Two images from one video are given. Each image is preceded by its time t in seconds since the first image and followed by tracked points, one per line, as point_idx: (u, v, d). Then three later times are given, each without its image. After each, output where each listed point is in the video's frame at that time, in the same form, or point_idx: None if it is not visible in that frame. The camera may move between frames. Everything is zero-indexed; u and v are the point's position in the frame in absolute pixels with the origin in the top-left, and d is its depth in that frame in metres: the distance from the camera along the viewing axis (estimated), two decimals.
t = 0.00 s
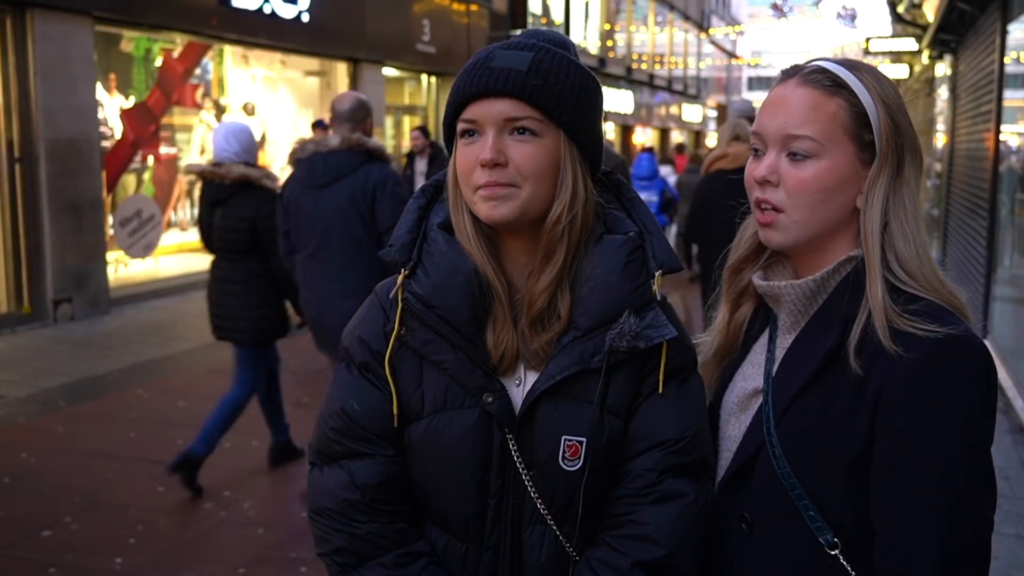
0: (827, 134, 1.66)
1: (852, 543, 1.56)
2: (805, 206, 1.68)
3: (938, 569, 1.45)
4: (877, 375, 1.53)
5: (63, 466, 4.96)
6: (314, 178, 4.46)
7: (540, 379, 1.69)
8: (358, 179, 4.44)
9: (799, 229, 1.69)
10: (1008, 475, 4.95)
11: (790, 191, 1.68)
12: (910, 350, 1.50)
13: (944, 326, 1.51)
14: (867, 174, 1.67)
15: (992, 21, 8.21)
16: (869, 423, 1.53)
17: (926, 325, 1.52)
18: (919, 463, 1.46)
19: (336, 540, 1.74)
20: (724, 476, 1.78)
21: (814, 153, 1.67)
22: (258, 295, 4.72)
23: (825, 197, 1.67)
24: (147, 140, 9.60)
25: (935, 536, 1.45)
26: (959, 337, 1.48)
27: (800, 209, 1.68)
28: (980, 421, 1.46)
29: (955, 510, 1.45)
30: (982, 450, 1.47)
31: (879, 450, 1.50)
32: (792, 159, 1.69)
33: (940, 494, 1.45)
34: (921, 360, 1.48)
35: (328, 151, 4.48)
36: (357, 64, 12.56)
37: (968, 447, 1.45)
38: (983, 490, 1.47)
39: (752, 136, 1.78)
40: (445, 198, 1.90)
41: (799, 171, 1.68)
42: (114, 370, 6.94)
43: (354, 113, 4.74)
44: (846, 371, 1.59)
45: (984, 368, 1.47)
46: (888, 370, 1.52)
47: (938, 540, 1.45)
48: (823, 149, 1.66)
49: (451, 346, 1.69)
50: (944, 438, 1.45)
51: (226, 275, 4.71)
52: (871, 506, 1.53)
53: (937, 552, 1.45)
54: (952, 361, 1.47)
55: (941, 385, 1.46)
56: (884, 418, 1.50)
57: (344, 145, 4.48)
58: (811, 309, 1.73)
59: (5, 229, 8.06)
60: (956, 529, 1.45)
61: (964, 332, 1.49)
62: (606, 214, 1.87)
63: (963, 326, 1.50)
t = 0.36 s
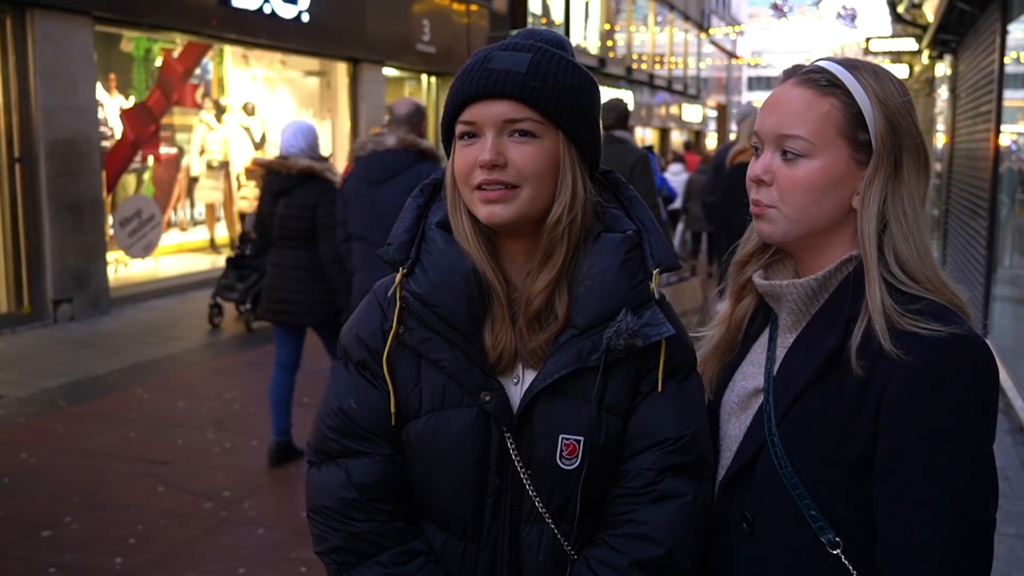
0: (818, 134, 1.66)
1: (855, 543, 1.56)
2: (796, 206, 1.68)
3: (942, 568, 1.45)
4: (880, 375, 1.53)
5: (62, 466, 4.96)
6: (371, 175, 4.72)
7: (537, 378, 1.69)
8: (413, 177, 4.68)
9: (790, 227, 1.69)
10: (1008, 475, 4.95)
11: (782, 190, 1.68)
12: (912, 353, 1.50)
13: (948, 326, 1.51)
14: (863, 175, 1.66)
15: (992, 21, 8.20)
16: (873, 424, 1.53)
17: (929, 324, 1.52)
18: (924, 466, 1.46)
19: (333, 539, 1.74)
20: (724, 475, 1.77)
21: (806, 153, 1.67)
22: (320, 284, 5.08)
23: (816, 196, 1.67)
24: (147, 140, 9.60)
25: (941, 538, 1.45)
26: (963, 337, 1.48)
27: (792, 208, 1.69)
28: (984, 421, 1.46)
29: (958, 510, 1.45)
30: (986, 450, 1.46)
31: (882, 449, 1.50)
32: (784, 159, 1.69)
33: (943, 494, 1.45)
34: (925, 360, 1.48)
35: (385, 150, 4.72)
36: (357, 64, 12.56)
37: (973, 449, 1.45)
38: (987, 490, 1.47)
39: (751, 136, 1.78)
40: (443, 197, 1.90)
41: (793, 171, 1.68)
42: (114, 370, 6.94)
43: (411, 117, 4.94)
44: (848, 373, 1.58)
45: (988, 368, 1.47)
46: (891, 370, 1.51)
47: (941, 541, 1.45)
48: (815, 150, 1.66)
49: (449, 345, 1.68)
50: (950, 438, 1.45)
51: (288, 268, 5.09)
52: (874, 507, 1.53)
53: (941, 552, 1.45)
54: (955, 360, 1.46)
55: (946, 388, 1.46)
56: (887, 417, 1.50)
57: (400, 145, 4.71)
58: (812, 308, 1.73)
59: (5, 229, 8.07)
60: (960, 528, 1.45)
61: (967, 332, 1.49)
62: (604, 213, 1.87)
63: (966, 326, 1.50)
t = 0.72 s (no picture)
0: (816, 135, 1.66)
1: (856, 544, 1.56)
2: (793, 207, 1.68)
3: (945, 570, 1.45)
4: (882, 377, 1.53)
5: (63, 466, 4.95)
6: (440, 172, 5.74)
7: (536, 377, 1.69)
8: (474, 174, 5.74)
9: (787, 229, 1.69)
10: (1008, 475, 4.95)
11: (779, 191, 1.69)
12: (912, 357, 1.50)
13: (951, 327, 1.50)
14: (861, 177, 1.66)
15: (992, 21, 8.20)
16: (875, 426, 1.53)
17: (931, 326, 1.51)
18: (926, 469, 1.46)
19: (332, 539, 1.73)
20: (723, 476, 1.77)
21: (803, 154, 1.67)
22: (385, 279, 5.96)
23: (813, 197, 1.67)
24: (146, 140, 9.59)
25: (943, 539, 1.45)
26: (964, 338, 1.48)
27: (790, 210, 1.69)
28: (987, 422, 1.45)
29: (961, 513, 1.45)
30: (988, 451, 1.46)
31: (884, 451, 1.50)
32: (781, 160, 1.69)
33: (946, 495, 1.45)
34: (928, 362, 1.47)
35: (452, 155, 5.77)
36: (357, 64, 12.56)
37: (976, 449, 1.45)
38: (989, 490, 1.47)
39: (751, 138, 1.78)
40: (441, 197, 1.90)
41: (790, 172, 1.68)
42: (114, 370, 6.94)
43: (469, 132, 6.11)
44: (849, 376, 1.58)
45: (990, 370, 1.47)
46: (893, 372, 1.51)
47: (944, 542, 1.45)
48: (812, 151, 1.66)
49: (448, 344, 1.68)
50: (953, 442, 1.45)
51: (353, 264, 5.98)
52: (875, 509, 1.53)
53: (944, 555, 1.45)
54: (957, 362, 1.46)
55: (948, 391, 1.46)
56: (890, 419, 1.49)
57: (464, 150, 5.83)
58: (813, 310, 1.73)
59: (5, 229, 8.07)
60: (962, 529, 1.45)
61: (969, 333, 1.49)
62: (602, 212, 1.86)
63: (968, 328, 1.50)
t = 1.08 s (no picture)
0: (815, 136, 1.66)
1: (856, 546, 1.56)
2: (792, 207, 1.68)
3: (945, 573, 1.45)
4: (883, 380, 1.52)
5: (63, 466, 4.95)
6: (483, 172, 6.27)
7: (536, 378, 1.69)
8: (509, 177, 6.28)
9: (786, 230, 1.69)
10: (1008, 475, 4.95)
11: (779, 192, 1.68)
12: (913, 359, 1.49)
13: (951, 329, 1.50)
14: (861, 177, 1.66)
15: (993, 21, 8.20)
16: (876, 428, 1.53)
17: (932, 328, 1.51)
18: (926, 472, 1.46)
19: (332, 540, 1.73)
20: (723, 478, 1.77)
21: (802, 155, 1.67)
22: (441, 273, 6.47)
23: (813, 198, 1.66)
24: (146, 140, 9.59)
25: (944, 540, 1.45)
26: (965, 341, 1.48)
27: (790, 211, 1.68)
28: (987, 425, 1.45)
29: (963, 515, 1.45)
30: (989, 455, 1.46)
31: (885, 454, 1.49)
32: (780, 161, 1.69)
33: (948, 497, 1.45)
34: (929, 365, 1.47)
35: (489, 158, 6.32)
36: (357, 64, 12.56)
37: (976, 451, 1.45)
38: (989, 493, 1.47)
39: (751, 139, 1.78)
40: (440, 198, 1.90)
41: (789, 172, 1.67)
42: (114, 370, 6.94)
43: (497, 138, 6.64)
44: (849, 378, 1.58)
45: (990, 373, 1.47)
46: (894, 375, 1.51)
47: (945, 544, 1.45)
48: (812, 151, 1.66)
49: (447, 345, 1.68)
50: (953, 444, 1.45)
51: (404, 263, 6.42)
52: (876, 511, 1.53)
53: (944, 557, 1.45)
54: (958, 364, 1.46)
55: (949, 394, 1.46)
56: (890, 422, 1.49)
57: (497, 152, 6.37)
58: (814, 311, 1.73)
59: (5, 229, 8.07)
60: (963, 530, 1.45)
61: (970, 335, 1.48)
62: (601, 212, 1.86)
63: (969, 330, 1.50)
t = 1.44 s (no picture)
0: (815, 134, 1.66)
1: (859, 545, 1.56)
2: (793, 206, 1.68)
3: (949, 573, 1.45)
4: (886, 380, 1.53)
5: (63, 466, 4.95)
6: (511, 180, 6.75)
7: (537, 378, 1.69)
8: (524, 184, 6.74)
9: (789, 228, 1.69)
10: (1008, 475, 4.95)
11: (781, 191, 1.68)
12: (917, 357, 1.49)
13: (953, 328, 1.50)
14: (862, 174, 1.66)
15: (993, 21, 8.20)
16: (878, 427, 1.53)
17: (935, 327, 1.51)
18: (931, 469, 1.46)
19: (332, 540, 1.73)
20: (722, 478, 1.77)
21: (802, 153, 1.67)
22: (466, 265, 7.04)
23: (815, 196, 1.66)
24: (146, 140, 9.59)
25: (949, 538, 1.45)
26: (967, 339, 1.48)
27: (792, 210, 1.68)
28: (989, 425, 1.46)
29: (968, 514, 1.45)
30: (992, 453, 1.46)
31: (889, 453, 1.50)
32: (781, 160, 1.69)
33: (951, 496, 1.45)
34: (932, 364, 1.47)
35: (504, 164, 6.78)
36: (357, 64, 12.56)
37: (979, 450, 1.45)
38: (992, 491, 1.47)
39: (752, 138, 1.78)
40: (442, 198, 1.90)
41: (790, 172, 1.68)
42: (113, 370, 6.93)
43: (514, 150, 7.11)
44: (853, 377, 1.58)
45: (992, 372, 1.47)
46: (897, 374, 1.51)
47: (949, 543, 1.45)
48: (812, 150, 1.66)
49: (448, 346, 1.68)
50: (957, 441, 1.45)
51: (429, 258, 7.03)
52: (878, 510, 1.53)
53: (947, 557, 1.45)
54: (961, 362, 1.46)
55: (953, 391, 1.46)
56: (893, 421, 1.49)
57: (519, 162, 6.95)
58: (814, 311, 1.73)
59: (5, 229, 8.07)
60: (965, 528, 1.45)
61: (972, 333, 1.49)
62: (602, 213, 1.87)
63: (971, 328, 1.50)
